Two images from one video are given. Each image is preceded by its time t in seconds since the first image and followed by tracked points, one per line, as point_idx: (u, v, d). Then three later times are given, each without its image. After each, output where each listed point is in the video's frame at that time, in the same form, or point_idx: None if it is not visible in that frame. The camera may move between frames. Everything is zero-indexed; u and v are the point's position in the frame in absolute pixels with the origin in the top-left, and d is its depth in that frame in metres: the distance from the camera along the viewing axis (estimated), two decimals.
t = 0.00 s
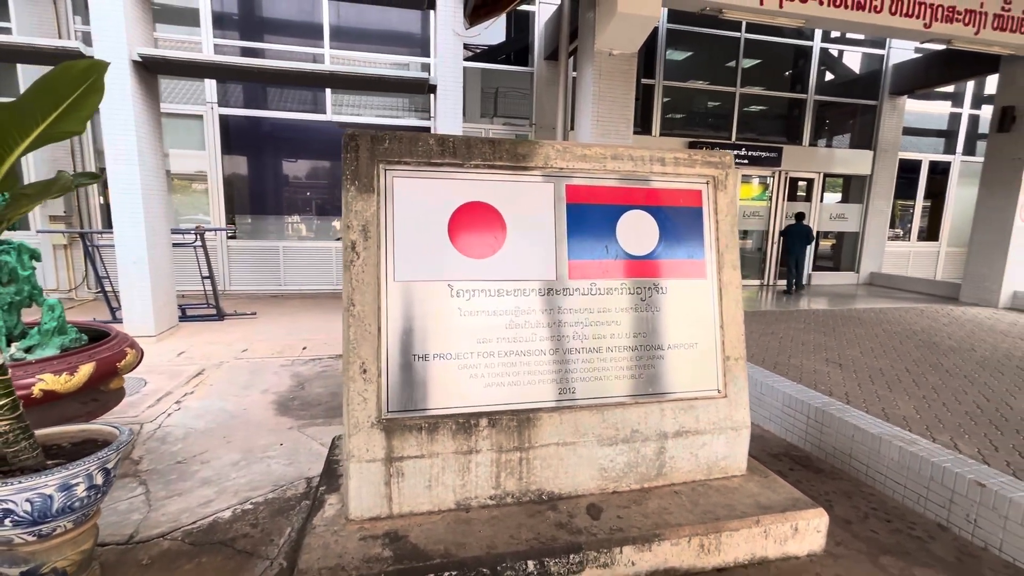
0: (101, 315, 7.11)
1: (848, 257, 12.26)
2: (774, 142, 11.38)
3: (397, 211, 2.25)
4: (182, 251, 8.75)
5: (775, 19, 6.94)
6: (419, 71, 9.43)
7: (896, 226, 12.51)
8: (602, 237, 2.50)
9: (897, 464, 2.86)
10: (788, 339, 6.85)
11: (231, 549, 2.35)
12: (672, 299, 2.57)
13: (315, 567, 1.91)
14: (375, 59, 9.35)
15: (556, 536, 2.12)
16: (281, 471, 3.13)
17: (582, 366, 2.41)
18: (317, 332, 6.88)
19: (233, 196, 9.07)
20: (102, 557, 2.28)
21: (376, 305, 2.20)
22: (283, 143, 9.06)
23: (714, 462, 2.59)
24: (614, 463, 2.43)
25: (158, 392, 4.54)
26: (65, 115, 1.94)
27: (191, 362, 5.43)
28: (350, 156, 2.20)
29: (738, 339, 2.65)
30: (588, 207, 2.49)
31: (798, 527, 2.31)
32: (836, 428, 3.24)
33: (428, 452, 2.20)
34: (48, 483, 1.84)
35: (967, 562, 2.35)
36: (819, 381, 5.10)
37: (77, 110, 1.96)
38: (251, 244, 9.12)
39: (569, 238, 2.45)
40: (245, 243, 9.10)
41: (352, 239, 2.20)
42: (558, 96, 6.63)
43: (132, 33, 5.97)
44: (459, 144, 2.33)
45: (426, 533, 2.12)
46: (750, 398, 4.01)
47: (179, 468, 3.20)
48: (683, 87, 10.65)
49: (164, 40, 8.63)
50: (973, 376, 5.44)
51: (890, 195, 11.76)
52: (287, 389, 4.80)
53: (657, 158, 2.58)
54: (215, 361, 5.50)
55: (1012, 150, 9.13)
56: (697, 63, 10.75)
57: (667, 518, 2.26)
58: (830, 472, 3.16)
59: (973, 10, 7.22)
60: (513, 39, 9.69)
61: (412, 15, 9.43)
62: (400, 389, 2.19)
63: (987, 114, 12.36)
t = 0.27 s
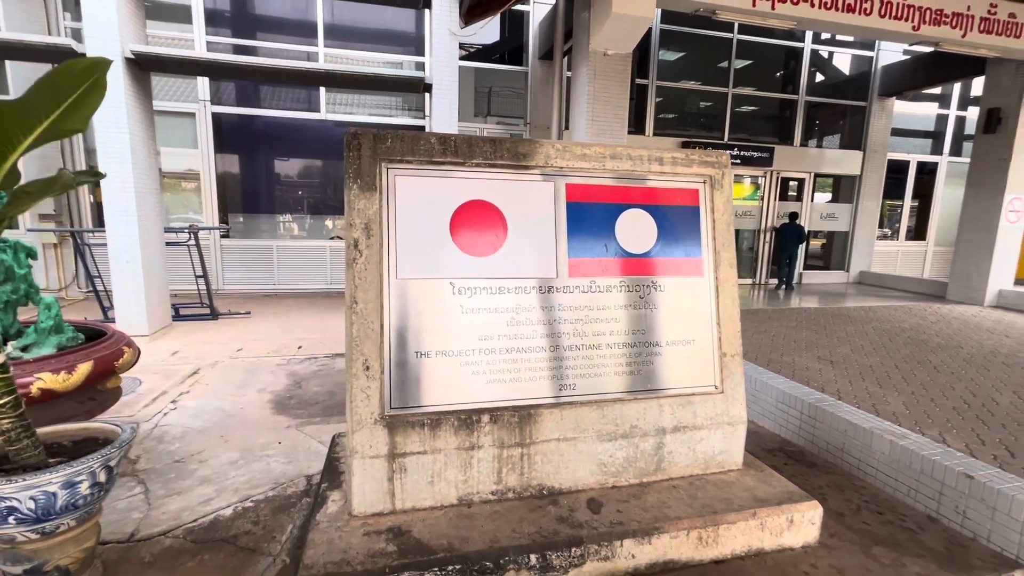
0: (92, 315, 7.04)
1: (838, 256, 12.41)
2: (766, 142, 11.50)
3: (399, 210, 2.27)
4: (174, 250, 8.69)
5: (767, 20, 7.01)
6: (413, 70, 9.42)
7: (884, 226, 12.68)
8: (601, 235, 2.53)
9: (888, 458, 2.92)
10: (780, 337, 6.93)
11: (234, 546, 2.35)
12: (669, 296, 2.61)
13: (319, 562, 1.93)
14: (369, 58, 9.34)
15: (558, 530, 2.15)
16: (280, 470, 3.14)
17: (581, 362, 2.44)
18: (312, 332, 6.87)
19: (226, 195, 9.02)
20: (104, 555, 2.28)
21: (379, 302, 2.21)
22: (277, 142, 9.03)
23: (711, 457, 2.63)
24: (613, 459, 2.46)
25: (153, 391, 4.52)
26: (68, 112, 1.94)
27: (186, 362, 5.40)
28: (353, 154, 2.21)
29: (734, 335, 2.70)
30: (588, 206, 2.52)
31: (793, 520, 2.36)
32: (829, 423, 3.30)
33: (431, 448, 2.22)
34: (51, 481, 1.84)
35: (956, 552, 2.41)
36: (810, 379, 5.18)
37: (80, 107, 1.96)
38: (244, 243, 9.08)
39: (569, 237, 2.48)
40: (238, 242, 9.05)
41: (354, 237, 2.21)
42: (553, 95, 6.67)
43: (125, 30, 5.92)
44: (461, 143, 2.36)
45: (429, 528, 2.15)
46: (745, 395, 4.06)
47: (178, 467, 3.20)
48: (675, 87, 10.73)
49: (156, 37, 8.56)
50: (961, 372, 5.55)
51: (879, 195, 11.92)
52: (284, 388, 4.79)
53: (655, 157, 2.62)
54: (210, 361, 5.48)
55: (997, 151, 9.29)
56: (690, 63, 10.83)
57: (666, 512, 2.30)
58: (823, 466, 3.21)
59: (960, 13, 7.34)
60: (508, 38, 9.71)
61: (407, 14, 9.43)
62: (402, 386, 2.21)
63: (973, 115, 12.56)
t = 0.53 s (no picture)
0: (93, 318, 7.06)
1: (836, 259, 12.47)
2: (763, 146, 11.57)
3: (403, 215, 2.30)
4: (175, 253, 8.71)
5: (765, 26, 7.07)
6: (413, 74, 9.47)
7: (882, 229, 12.75)
8: (602, 239, 2.57)
9: (885, 460, 2.95)
10: (778, 340, 6.98)
11: (239, 548, 2.38)
12: (668, 300, 2.65)
13: (325, 563, 1.95)
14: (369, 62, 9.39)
15: (560, 531, 2.18)
16: (283, 472, 3.16)
17: (582, 366, 2.48)
18: (312, 334, 6.89)
19: (226, 198, 9.05)
20: (110, 557, 2.30)
21: (383, 306, 2.25)
22: (277, 145, 9.06)
23: (711, 459, 2.66)
24: (614, 460, 2.49)
25: (155, 394, 4.54)
26: (79, 121, 1.97)
27: (187, 365, 5.42)
28: (358, 160, 2.25)
29: (733, 339, 2.73)
30: (589, 211, 2.56)
31: (791, 520, 2.39)
32: (827, 425, 3.33)
33: (434, 450, 2.25)
34: (60, 483, 1.86)
35: (952, 552, 2.44)
36: (808, 381, 5.22)
37: (89, 115, 1.98)
38: (244, 246, 9.10)
39: (570, 241, 2.52)
40: (238, 245, 9.07)
41: (359, 242, 2.24)
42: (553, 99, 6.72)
43: (127, 35, 5.97)
44: (464, 150, 2.39)
45: (433, 529, 2.17)
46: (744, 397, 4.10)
47: (181, 469, 3.22)
48: (674, 91, 10.80)
49: (157, 41, 8.60)
50: (957, 375, 5.59)
51: (875, 198, 11.99)
52: (286, 390, 4.82)
53: (655, 163, 2.66)
54: (211, 364, 5.50)
55: (993, 155, 9.36)
56: (688, 67, 10.90)
57: (666, 513, 2.33)
58: (821, 468, 3.25)
59: (955, 19, 7.42)
60: (507, 43, 9.76)
61: (406, 18, 9.49)
62: (406, 388, 2.24)
63: (969, 119, 12.65)
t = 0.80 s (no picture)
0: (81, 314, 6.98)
1: (826, 255, 12.59)
2: (755, 142, 11.63)
3: (398, 209, 2.30)
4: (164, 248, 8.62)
5: (757, 22, 7.09)
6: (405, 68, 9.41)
7: (871, 225, 12.88)
8: (596, 234, 2.58)
9: (874, 452, 3.00)
10: (769, 335, 7.04)
11: (233, 543, 2.37)
12: (661, 295, 2.67)
13: (320, 557, 1.96)
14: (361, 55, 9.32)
15: (554, 523, 2.19)
16: (277, 467, 3.16)
17: (577, 360, 2.49)
18: (304, 330, 6.86)
19: (217, 192, 8.96)
20: (103, 553, 2.28)
21: (378, 300, 2.24)
22: (268, 139, 8.98)
23: (703, 452, 2.69)
24: (608, 454, 2.51)
25: (146, 390, 4.51)
26: (69, 112, 1.94)
27: (179, 360, 5.38)
28: (352, 154, 2.24)
29: (726, 333, 2.76)
30: (583, 206, 2.56)
31: (782, 512, 2.43)
32: (817, 418, 3.38)
33: (429, 444, 2.26)
34: (52, 479, 1.83)
35: (938, 542, 2.49)
36: (798, 375, 5.28)
37: (79, 108, 1.97)
38: (235, 241, 9.03)
39: (565, 236, 2.53)
40: (229, 240, 9.00)
41: (353, 236, 2.23)
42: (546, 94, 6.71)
43: (115, 26, 5.88)
44: (459, 144, 2.39)
45: (428, 523, 2.18)
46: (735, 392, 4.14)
47: (174, 465, 3.20)
48: (666, 87, 10.82)
49: (145, 33, 8.48)
50: (944, 369, 5.68)
51: (865, 195, 12.11)
52: (278, 386, 4.80)
53: (649, 159, 2.67)
54: (203, 359, 5.46)
55: (980, 152, 9.48)
56: (680, 63, 10.92)
57: (659, 505, 2.35)
58: (811, 460, 3.29)
59: (944, 17, 7.49)
60: (500, 37, 9.69)
61: (399, 12, 9.42)
62: (401, 383, 2.25)
63: (957, 116, 12.78)
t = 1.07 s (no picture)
0: (77, 311, 6.94)
1: (821, 254, 12.65)
2: (751, 141, 11.67)
3: (397, 207, 2.30)
4: (161, 246, 8.59)
5: (754, 21, 7.12)
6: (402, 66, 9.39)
7: (866, 224, 12.94)
8: (593, 233, 2.59)
9: (868, 448, 3.02)
10: (765, 333, 7.07)
11: (232, 540, 2.38)
12: (658, 292, 2.68)
13: (320, 553, 1.96)
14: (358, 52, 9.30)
15: (552, 519, 2.21)
16: (275, 465, 3.16)
17: (574, 357, 2.50)
18: (301, 328, 6.85)
19: (213, 190, 8.94)
20: (101, 550, 2.28)
21: (376, 298, 2.25)
22: (264, 137, 8.95)
23: (699, 449, 2.71)
24: (605, 450, 2.53)
25: (142, 388, 4.50)
26: (66, 109, 1.93)
27: (175, 358, 5.37)
28: (351, 152, 2.24)
29: (722, 330, 2.77)
30: (581, 204, 2.57)
31: (777, 508, 2.45)
32: (812, 416, 3.40)
33: (428, 440, 2.27)
34: (51, 476, 1.83)
35: (931, 537, 2.52)
36: (794, 373, 5.31)
37: (76, 104, 1.95)
38: (231, 239, 9.00)
39: (563, 234, 2.54)
40: (225, 238, 8.97)
41: (352, 234, 2.24)
42: (544, 93, 6.72)
43: (110, 23, 5.85)
44: (457, 142, 2.40)
45: (427, 519, 2.19)
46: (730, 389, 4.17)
47: (171, 463, 3.19)
48: (663, 86, 10.84)
49: (140, 29, 8.43)
50: (937, 366, 5.73)
51: (860, 194, 12.18)
52: (275, 384, 4.80)
53: (646, 157, 2.68)
54: (199, 357, 5.45)
55: (974, 151, 9.54)
56: (677, 62, 10.95)
57: (656, 501, 2.37)
58: (806, 457, 3.32)
59: (939, 17, 7.54)
60: (497, 35, 9.69)
61: (396, 9, 9.40)
62: (400, 380, 2.25)
63: (952, 116, 12.86)
